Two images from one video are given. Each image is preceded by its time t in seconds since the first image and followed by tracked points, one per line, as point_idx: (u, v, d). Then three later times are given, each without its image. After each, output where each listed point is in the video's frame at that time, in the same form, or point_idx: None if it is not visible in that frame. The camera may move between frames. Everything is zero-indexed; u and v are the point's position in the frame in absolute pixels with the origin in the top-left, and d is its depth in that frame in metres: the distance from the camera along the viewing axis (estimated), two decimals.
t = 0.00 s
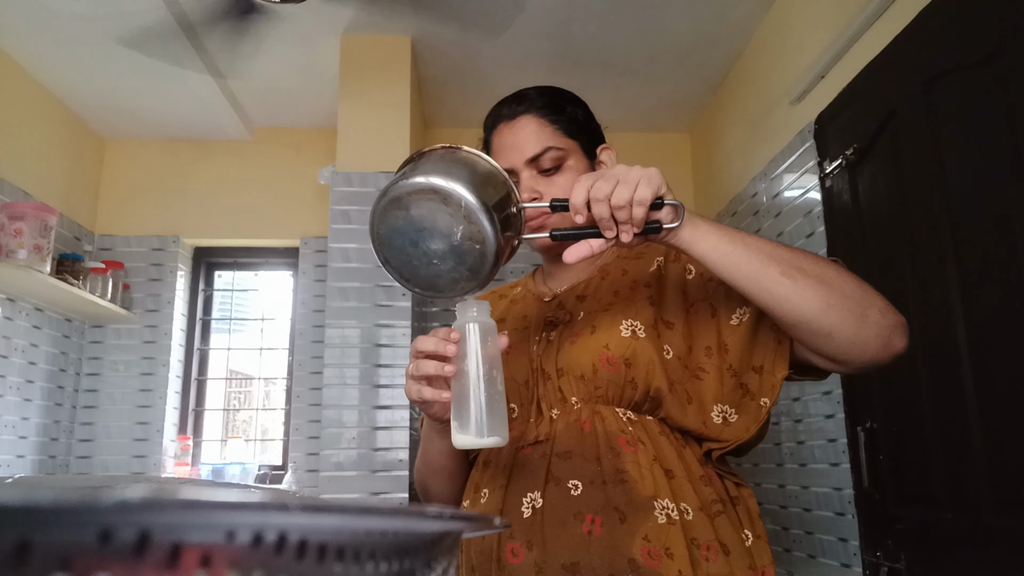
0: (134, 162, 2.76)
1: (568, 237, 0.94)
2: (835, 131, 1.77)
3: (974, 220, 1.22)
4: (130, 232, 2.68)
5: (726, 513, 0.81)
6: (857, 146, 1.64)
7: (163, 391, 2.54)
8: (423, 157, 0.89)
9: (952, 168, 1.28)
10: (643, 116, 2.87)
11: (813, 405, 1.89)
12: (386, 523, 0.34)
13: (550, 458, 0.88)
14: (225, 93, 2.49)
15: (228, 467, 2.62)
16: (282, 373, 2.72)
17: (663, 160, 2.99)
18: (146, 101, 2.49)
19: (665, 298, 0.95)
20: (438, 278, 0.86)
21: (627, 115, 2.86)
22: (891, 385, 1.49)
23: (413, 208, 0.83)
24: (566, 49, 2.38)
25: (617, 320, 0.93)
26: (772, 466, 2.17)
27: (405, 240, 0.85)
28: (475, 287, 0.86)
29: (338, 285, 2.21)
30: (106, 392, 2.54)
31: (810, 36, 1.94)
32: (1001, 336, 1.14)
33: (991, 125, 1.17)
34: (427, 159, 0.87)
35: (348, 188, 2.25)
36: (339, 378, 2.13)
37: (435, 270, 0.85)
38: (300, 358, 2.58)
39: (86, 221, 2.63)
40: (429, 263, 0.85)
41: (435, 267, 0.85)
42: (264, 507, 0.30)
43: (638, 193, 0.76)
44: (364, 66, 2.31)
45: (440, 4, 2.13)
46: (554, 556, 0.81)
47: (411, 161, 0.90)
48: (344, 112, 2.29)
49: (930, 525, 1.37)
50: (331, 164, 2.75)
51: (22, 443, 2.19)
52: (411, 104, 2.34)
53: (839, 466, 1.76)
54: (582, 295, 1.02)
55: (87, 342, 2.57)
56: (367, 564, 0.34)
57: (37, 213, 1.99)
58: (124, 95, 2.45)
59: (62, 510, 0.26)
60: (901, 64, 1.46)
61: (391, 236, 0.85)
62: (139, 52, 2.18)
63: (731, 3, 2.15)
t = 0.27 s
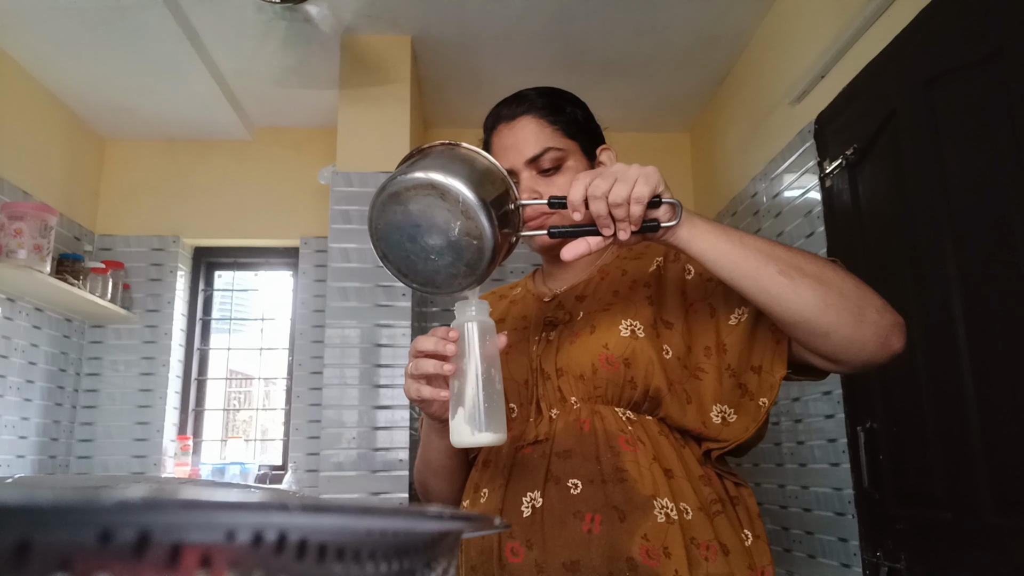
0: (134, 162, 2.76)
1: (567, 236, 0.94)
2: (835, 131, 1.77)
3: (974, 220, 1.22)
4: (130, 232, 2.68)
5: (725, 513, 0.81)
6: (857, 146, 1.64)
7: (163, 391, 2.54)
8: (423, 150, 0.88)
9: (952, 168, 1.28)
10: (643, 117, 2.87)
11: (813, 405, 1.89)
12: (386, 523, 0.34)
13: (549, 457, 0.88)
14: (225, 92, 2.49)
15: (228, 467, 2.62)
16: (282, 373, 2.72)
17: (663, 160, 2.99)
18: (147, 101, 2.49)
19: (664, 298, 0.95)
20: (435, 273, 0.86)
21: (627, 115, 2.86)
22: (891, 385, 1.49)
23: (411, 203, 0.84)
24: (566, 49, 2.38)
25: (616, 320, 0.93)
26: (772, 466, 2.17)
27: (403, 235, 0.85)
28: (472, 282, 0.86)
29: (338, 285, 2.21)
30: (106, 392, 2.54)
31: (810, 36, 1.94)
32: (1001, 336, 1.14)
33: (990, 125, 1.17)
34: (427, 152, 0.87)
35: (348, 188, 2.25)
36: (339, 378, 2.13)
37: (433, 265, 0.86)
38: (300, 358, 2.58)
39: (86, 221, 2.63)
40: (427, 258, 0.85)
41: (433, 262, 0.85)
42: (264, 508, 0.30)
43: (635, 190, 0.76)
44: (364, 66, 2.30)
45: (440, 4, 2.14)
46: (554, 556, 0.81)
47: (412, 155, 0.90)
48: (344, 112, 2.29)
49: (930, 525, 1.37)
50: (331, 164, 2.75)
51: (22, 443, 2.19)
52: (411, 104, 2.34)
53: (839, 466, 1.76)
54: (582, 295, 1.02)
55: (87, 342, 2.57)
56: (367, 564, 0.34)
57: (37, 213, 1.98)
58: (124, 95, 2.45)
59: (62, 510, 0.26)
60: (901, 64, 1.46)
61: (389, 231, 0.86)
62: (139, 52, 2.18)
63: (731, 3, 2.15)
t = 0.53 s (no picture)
0: (134, 162, 2.76)
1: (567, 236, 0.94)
2: (835, 131, 1.77)
3: (974, 220, 1.22)
4: (130, 232, 2.69)
5: (725, 513, 0.81)
6: (857, 146, 1.64)
7: (163, 391, 2.54)
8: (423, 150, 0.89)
9: (952, 168, 1.28)
10: (643, 117, 2.87)
11: (813, 405, 1.89)
12: (386, 523, 0.34)
13: (549, 457, 0.88)
14: (224, 92, 2.49)
15: (228, 467, 2.62)
16: (282, 373, 2.72)
17: (664, 160, 2.99)
18: (147, 101, 2.49)
19: (664, 298, 0.95)
20: (433, 270, 0.86)
21: (627, 115, 2.86)
22: (891, 384, 1.49)
23: (410, 200, 0.83)
24: (566, 49, 2.38)
25: (616, 319, 0.93)
26: (772, 466, 2.17)
27: (402, 232, 0.85)
28: (470, 280, 0.86)
29: (338, 285, 2.21)
30: (106, 392, 2.54)
31: (810, 36, 1.94)
32: (1001, 335, 1.14)
33: (990, 125, 1.17)
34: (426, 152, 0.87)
35: (348, 188, 2.25)
36: (339, 378, 2.13)
37: (431, 263, 0.85)
38: (300, 358, 2.58)
39: (86, 221, 2.63)
40: (425, 255, 0.85)
41: (431, 260, 0.85)
42: (264, 508, 0.30)
43: (635, 189, 0.76)
44: (364, 66, 2.30)
45: (440, 4, 2.13)
46: (554, 555, 0.81)
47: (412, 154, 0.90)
48: (344, 112, 2.29)
49: (930, 525, 1.37)
50: (331, 164, 2.75)
51: (21, 443, 2.19)
52: (411, 104, 2.34)
53: (839, 466, 1.76)
54: (582, 295, 1.02)
55: (87, 342, 2.57)
56: (367, 564, 0.34)
57: (37, 213, 1.98)
58: (124, 95, 2.45)
59: (62, 510, 0.26)
60: (901, 64, 1.46)
61: (387, 227, 0.85)
62: (139, 51, 2.18)
63: (731, 3, 2.16)
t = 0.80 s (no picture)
0: (134, 162, 2.76)
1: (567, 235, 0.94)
2: (835, 131, 1.77)
3: (974, 220, 1.22)
4: (130, 232, 2.68)
5: (724, 513, 0.81)
6: (857, 146, 1.64)
7: (163, 391, 2.54)
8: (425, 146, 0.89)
9: (952, 168, 1.28)
10: (643, 117, 2.87)
11: (813, 405, 1.89)
12: (385, 523, 0.34)
13: (549, 457, 0.88)
14: (224, 92, 2.49)
15: (228, 467, 2.62)
16: (282, 373, 2.72)
17: (664, 160, 2.99)
18: (147, 101, 2.49)
19: (663, 298, 0.95)
20: (433, 265, 0.86)
21: (627, 115, 2.86)
22: (891, 384, 1.49)
23: (411, 194, 0.83)
24: (566, 49, 2.38)
25: (616, 320, 0.93)
26: (772, 466, 2.17)
27: (402, 225, 0.85)
28: (469, 275, 0.86)
29: (338, 285, 2.21)
30: (106, 392, 2.54)
31: (810, 36, 1.94)
32: (1001, 335, 1.15)
33: (990, 125, 1.17)
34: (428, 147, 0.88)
35: (348, 188, 2.25)
36: (339, 378, 2.13)
37: (430, 257, 0.85)
38: (300, 358, 2.58)
39: (86, 221, 2.63)
40: (425, 249, 0.85)
41: (430, 254, 0.85)
42: (263, 508, 0.30)
43: (635, 186, 0.76)
44: (364, 66, 2.30)
45: (440, 4, 2.13)
46: (553, 555, 0.81)
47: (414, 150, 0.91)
48: (344, 112, 2.29)
49: (930, 525, 1.37)
50: (331, 164, 2.75)
51: (21, 443, 2.19)
52: (411, 104, 2.34)
53: (839, 466, 1.76)
54: (581, 295, 1.02)
55: (87, 342, 2.57)
56: (367, 564, 0.34)
57: (37, 213, 1.98)
58: (124, 95, 2.45)
59: (62, 510, 0.26)
60: (901, 64, 1.46)
61: (387, 221, 0.85)
62: (138, 51, 2.18)
63: (731, 3, 2.16)
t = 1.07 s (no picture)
0: (133, 162, 2.76)
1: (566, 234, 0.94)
2: (835, 131, 1.77)
3: (973, 221, 1.22)
4: (130, 232, 2.68)
5: (723, 513, 0.82)
6: (857, 146, 1.64)
7: (163, 391, 2.54)
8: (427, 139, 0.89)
9: (952, 168, 1.28)
10: (643, 117, 2.87)
11: (813, 405, 1.89)
12: (385, 523, 0.34)
13: (547, 457, 0.88)
14: (225, 92, 2.49)
15: (228, 467, 2.62)
16: (282, 373, 2.72)
17: (663, 160, 2.99)
18: (147, 101, 2.49)
19: (663, 299, 0.94)
20: (431, 258, 0.86)
21: (627, 115, 2.86)
22: (890, 384, 1.49)
23: (411, 185, 0.84)
24: (566, 49, 2.38)
25: (615, 320, 0.93)
26: (772, 466, 2.17)
27: (401, 216, 0.85)
28: (467, 269, 0.85)
29: (338, 285, 2.21)
30: (106, 392, 2.54)
31: (810, 35, 1.94)
32: (1001, 336, 1.14)
33: (990, 125, 1.17)
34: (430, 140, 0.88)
35: (348, 188, 2.26)
36: (339, 378, 2.13)
37: (429, 250, 0.85)
38: (300, 358, 2.58)
39: (86, 221, 2.63)
40: (423, 241, 0.85)
41: (429, 246, 0.85)
42: (264, 508, 0.30)
43: (635, 183, 0.76)
44: (364, 66, 2.30)
45: (440, 4, 2.13)
46: (552, 556, 0.81)
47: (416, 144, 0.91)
48: (344, 113, 2.29)
49: (930, 525, 1.37)
50: (331, 164, 2.75)
51: (21, 443, 2.19)
52: (411, 104, 2.34)
53: (839, 466, 1.76)
54: (581, 295, 1.02)
55: (87, 342, 2.57)
56: (367, 564, 0.34)
57: (37, 213, 1.99)
58: (124, 95, 2.45)
59: (61, 510, 0.27)
60: (901, 64, 1.46)
61: (387, 212, 0.85)
62: (138, 51, 2.18)
63: (731, 3, 2.16)
